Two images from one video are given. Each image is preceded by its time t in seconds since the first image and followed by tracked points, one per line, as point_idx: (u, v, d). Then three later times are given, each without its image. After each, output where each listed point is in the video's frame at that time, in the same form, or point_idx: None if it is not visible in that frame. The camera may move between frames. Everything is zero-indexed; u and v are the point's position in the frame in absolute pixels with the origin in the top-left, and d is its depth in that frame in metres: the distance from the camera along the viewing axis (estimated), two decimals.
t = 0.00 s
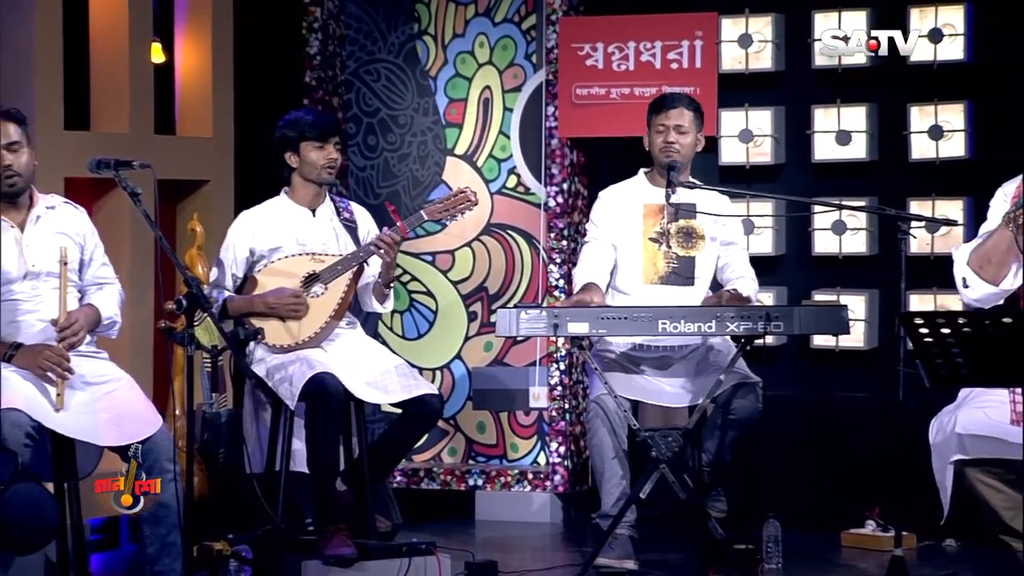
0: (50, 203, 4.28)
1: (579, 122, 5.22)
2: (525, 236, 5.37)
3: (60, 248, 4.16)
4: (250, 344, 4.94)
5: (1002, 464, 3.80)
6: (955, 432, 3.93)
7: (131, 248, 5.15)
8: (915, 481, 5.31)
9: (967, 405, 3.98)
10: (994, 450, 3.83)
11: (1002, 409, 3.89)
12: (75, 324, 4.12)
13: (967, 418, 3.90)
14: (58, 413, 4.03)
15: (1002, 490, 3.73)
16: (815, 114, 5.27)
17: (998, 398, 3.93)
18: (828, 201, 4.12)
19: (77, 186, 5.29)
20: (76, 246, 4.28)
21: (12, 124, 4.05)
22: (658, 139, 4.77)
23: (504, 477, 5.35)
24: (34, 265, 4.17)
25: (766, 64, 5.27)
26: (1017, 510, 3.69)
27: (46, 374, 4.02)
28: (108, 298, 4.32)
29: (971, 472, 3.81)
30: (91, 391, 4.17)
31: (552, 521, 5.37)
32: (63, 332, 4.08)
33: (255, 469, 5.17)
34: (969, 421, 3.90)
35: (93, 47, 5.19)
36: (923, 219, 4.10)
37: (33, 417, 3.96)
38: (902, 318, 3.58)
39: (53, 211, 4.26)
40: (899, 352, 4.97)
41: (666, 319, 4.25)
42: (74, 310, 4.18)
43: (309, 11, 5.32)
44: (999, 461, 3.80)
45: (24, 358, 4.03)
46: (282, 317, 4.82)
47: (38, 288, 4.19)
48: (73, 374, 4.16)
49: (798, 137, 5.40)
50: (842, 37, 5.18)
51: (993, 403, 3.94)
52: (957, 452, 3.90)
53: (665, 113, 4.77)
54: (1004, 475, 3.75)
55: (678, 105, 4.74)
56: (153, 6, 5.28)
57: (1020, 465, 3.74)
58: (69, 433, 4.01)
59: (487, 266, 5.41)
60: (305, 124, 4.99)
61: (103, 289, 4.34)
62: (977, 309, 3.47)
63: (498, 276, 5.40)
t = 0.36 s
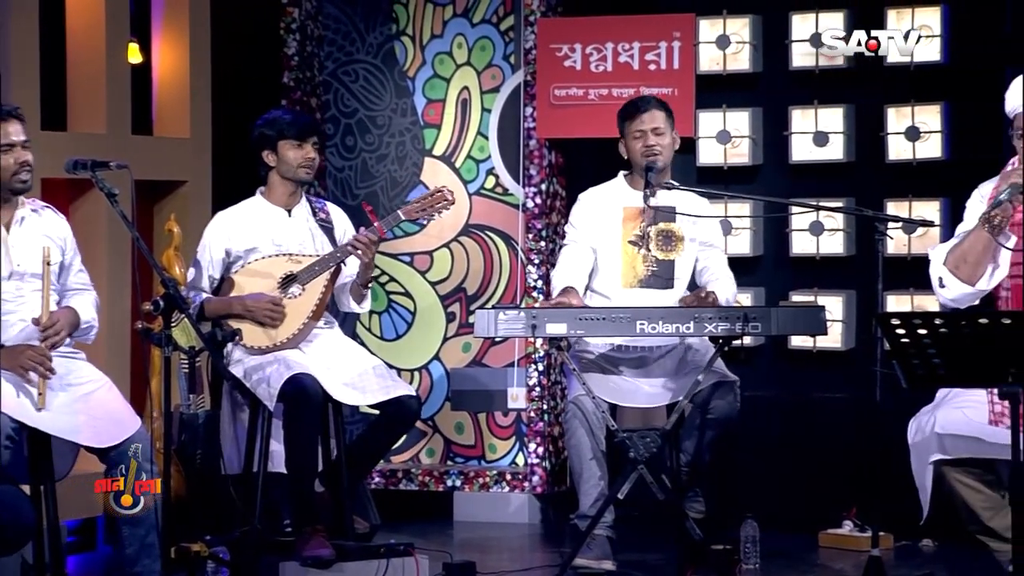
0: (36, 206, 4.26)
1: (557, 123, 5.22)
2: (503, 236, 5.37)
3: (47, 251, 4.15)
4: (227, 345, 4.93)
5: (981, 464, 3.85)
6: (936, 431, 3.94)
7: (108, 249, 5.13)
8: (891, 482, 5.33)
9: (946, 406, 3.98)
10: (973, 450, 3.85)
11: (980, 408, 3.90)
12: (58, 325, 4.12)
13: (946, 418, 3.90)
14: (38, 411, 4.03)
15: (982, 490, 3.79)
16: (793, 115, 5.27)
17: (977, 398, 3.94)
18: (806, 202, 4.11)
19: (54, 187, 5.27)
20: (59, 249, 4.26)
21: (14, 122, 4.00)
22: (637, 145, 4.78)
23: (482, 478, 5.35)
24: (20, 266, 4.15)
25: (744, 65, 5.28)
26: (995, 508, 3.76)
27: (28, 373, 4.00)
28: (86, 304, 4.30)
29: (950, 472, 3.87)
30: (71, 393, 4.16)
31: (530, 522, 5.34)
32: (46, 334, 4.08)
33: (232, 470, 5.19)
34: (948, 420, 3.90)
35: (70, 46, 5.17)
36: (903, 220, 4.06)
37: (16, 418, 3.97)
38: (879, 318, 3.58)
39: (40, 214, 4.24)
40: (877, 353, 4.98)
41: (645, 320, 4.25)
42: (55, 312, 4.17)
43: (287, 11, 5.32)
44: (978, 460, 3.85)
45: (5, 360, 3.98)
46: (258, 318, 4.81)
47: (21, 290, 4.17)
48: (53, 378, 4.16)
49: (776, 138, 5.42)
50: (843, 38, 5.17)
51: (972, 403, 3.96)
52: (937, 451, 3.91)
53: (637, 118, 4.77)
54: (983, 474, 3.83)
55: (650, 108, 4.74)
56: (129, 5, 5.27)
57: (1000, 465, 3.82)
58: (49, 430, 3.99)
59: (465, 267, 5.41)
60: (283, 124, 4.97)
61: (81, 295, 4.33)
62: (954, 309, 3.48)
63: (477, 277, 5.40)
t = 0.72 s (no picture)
0: (11, 204, 4.25)
1: (532, 123, 5.22)
2: (479, 237, 5.37)
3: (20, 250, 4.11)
4: (202, 347, 4.92)
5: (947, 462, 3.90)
6: (898, 435, 3.92)
7: (83, 251, 5.12)
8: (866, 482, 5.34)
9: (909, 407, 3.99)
10: (938, 451, 3.84)
11: (944, 409, 3.91)
12: (32, 326, 4.07)
13: (911, 419, 3.89)
14: (12, 418, 4.03)
15: (946, 489, 3.87)
16: (768, 116, 5.28)
17: (942, 398, 3.96)
18: (781, 204, 4.10)
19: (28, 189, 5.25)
20: (36, 247, 4.23)
21: None
22: (610, 144, 4.79)
23: (458, 479, 5.35)
24: None
25: (720, 66, 5.28)
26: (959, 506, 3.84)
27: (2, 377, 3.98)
28: (65, 301, 4.26)
29: (912, 472, 3.92)
30: (49, 396, 4.15)
31: (507, 523, 5.34)
32: (20, 336, 4.04)
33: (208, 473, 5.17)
34: (912, 422, 3.90)
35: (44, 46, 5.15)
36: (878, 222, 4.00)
37: None
38: (854, 320, 3.58)
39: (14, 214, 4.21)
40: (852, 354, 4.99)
41: (621, 321, 4.25)
42: (30, 312, 4.13)
43: (263, 12, 5.32)
44: (942, 460, 3.88)
45: None
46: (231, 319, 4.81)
47: None
48: (31, 379, 4.14)
49: (751, 139, 5.42)
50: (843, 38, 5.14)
51: (936, 403, 3.97)
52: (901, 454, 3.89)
53: (619, 118, 4.78)
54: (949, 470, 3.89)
55: (632, 111, 4.77)
56: (104, 6, 5.25)
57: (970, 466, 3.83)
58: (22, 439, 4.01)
59: (442, 269, 5.41)
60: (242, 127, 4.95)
61: (60, 292, 4.29)
62: (927, 310, 3.48)
63: (453, 278, 5.40)
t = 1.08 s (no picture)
0: None
1: (511, 124, 5.23)
2: (458, 237, 5.37)
3: None
4: (180, 347, 4.90)
5: (912, 460, 3.91)
6: (860, 434, 3.96)
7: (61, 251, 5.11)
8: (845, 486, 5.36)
9: (873, 407, 4.04)
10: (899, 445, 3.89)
11: (908, 409, 3.97)
12: (7, 326, 4.06)
13: (874, 417, 3.95)
14: None
15: (914, 488, 3.90)
16: (747, 117, 5.29)
17: (905, 397, 4.01)
18: (759, 205, 4.09)
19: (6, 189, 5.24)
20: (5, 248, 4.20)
21: None
22: (598, 146, 4.76)
23: (438, 480, 5.36)
24: None
25: (699, 67, 5.30)
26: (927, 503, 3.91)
27: None
28: (35, 300, 4.26)
29: (874, 467, 3.95)
30: (25, 395, 4.13)
31: (487, 524, 5.33)
32: None
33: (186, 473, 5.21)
34: (875, 422, 3.94)
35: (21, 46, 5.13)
36: (854, 222, 3.98)
37: None
38: (833, 321, 3.58)
39: None
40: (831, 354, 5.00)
41: (599, 321, 4.26)
42: (3, 313, 4.11)
43: (241, 13, 5.31)
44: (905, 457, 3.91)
45: None
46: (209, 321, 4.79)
47: None
48: (7, 380, 4.13)
49: (730, 140, 5.43)
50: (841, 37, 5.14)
51: (900, 403, 4.02)
52: (860, 452, 3.93)
53: (605, 119, 4.76)
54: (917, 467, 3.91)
55: (617, 112, 4.75)
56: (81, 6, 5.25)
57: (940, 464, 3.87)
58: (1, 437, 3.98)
59: (421, 269, 5.41)
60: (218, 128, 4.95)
61: (29, 291, 4.28)
62: (905, 311, 3.50)
63: (433, 279, 5.40)
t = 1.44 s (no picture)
0: None
1: (490, 125, 5.23)
2: (438, 238, 5.37)
3: None
4: (160, 347, 4.89)
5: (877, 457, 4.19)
6: (825, 432, 4.19)
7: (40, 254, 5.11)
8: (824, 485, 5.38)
9: (839, 406, 4.26)
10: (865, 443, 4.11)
11: (871, 404, 4.20)
12: None
13: (839, 416, 4.17)
14: None
15: (882, 485, 4.19)
16: (727, 118, 5.30)
17: (869, 395, 4.23)
18: (739, 206, 4.09)
19: None
20: None
21: None
22: (577, 144, 4.79)
23: (418, 481, 5.34)
24: None
25: (678, 68, 5.31)
26: (898, 504, 4.20)
27: None
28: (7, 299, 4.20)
29: (839, 458, 4.21)
30: None
31: (466, 525, 5.34)
32: None
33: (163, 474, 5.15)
34: (838, 420, 4.18)
35: None
36: (834, 223, 4.00)
37: None
38: (811, 322, 3.58)
39: None
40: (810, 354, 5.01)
41: (579, 323, 4.26)
42: None
43: (220, 13, 5.30)
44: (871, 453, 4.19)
45: None
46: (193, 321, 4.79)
47: None
48: None
49: (710, 142, 5.44)
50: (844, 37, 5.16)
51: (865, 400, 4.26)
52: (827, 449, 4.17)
53: (580, 117, 4.77)
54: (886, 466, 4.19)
55: (593, 111, 4.77)
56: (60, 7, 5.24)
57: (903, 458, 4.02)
58: None
59: (401, 270, 5.41)
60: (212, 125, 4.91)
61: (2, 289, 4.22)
62: (884, 311, 3.50)
63: (413, 279, 5.40)
